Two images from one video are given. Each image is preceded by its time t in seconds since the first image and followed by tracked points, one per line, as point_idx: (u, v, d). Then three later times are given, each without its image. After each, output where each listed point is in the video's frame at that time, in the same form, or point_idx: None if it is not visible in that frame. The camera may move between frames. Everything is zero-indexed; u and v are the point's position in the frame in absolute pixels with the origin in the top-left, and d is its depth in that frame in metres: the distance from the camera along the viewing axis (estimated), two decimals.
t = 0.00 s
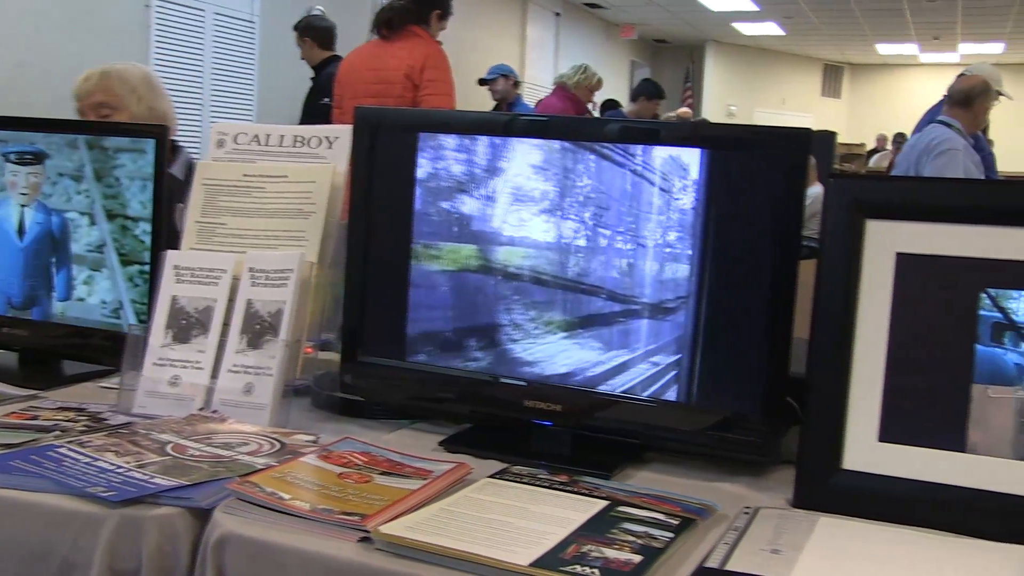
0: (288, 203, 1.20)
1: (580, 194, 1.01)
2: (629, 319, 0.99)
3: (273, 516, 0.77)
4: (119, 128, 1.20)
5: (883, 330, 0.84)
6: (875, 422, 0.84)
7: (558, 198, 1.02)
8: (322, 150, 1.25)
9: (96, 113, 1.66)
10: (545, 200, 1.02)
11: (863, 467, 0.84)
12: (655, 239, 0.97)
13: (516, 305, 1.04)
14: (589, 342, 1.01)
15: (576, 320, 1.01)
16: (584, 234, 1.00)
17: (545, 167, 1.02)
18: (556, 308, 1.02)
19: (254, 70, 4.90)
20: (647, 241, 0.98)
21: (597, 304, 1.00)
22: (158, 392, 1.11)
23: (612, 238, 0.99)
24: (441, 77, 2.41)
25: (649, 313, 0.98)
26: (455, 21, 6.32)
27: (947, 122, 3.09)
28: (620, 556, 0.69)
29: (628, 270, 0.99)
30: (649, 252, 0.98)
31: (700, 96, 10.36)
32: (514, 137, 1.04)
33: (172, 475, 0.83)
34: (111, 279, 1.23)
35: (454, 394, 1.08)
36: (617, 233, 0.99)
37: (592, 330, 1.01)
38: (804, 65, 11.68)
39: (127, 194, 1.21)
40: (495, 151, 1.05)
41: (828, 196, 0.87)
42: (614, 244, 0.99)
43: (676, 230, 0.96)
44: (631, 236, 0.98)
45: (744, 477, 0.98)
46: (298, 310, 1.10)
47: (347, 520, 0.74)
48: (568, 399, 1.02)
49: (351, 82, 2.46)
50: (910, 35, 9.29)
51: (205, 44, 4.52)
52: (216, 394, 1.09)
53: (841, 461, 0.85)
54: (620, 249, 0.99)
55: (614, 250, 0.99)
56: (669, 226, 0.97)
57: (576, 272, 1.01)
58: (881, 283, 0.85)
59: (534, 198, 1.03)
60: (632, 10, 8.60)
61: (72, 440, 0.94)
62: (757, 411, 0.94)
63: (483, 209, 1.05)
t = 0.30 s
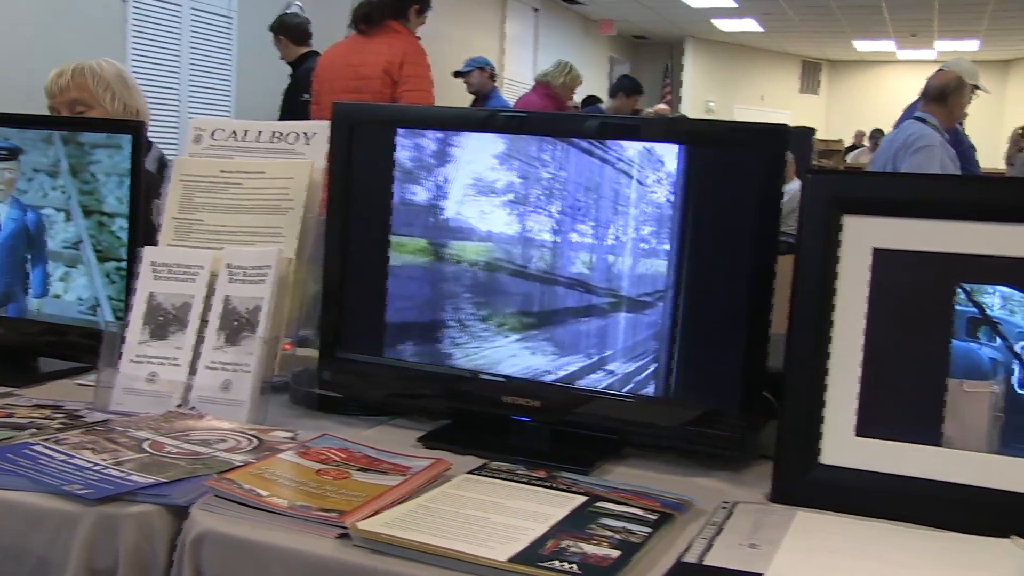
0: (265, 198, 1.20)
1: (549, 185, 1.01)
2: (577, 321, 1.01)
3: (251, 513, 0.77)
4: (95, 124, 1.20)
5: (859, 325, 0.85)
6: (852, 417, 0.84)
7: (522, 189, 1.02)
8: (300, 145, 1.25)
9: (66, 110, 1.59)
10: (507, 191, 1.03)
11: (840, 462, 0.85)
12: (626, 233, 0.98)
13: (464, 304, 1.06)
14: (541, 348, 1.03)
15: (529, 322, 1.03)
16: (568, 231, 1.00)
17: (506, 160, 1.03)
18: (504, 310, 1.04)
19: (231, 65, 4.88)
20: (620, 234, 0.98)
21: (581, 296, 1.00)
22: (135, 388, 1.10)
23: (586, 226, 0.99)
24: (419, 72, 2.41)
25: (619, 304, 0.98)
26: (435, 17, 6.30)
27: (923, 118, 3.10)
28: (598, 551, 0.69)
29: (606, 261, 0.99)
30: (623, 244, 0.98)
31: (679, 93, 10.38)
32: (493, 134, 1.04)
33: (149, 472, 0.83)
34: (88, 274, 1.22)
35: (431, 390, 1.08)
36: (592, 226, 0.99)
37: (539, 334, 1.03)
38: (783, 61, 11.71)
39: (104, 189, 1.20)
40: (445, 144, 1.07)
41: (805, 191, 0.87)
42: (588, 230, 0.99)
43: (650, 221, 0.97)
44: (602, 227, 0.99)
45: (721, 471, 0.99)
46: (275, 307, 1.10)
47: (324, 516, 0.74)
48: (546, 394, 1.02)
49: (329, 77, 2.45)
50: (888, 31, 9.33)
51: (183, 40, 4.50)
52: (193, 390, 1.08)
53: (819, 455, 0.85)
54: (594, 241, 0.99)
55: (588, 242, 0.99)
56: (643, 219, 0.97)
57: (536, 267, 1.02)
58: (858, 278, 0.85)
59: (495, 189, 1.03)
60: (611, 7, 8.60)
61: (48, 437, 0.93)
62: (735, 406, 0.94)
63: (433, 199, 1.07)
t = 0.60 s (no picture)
0: (243, 195, 1.19)
1: (518, 178, 1.01)
2: (522, 322, 1.02)
3: (229, 511, 0.76)
4: (71, 119, 1.18)
5: (837, 321, 0.85)
6: (830, 412, 0.85)
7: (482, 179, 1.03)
8: (279, 141, 1.24)
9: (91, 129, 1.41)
10: (468, 181, 1.03)
11: (818, 456, 0.85)
12: (604, 223, 0.98)
13: (408, 305, 1.08)
14: (488, 354, 1.05)
15: (478, 325, 1.04)
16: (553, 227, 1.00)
17: (465, 151, 1.04)
18: (455, 311, 1.05)
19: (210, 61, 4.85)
20: (593, 227, 0.98)
21: (550, 288, 1.00)
22: (113, 386, 1.10)
23: (557, 216, 1.00)
24: (399, 68, 2.40)
25: (587, 295, 0.99)
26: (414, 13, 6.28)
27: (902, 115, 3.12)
28: (578, 546, 0.69)
29: (589, 255, 0.99)
30: (598, 237, 0.98)
31: (659, 89, 10.39)
32: (473, 131, 1.04)
33: (127, 470, 0.83)
34: (65, 272, 1.22)
35: (412, 387, 1.08)
36: (564, 216, 0.99)
37: (487, 338, 1.04)
38: (763, 58, 11.74)
39: (80, 185, 1.19)
40: (402, 135, 1.07)
41: (783, 188, 0.87)
42: (560, 224, 0.99)
43: (626, 215, 0.97)
44: (579, 220, 0.99)
45: (701, 467, 0.99)
46: (254, 304, 1.10)
47: (303, 513, 0.74)
48: (526, 391, 1.02)
49: (308, 73, 2.44)
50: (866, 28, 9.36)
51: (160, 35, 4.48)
52: (172, 387, 1.08)
53: (797, 450, 0.86)
54: (567, 231, 0.99)
55: (561, 236, 1.00)
56: (618, 213, 0.97)
57: (498, 261, 1.02)
58: (836, 273, 0.85)
59: (456, 179, 1.04)
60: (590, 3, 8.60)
61: (24, 435, 0.93)
62: (713, 402, 0.94)
63: (383, 188, 1.09)
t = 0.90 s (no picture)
0: (222, 191, 1.19)
1: (482, 167, 1.02)
2: (465, 323, 1.04)
3: (208, 508, 0.76)
4: (48, 115, 1.18)
5: (816, 316, 0.86)
6: (808, 406, 0.85)
7: (440, 168, 1.04)
8: (257, 137, 1.24)
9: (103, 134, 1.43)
10: (428, 169, 1.05)
11: (797, 451, 0.85)
12: (582, 212, 0.98)
13: (350, 304, 1.10)
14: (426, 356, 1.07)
15: (424, 327, 1.06)
16: (525, 220, 1.00)
17: (424, 138, 1.05)
18: (399, 314, 1.08)
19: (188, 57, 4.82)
20: (566, 219, 0.99)
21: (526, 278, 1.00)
22: (90, 383, 1.09)
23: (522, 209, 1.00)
24: (379, 63, 2.40)
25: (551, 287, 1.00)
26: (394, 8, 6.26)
27: (880, 111, 3.13)
28: (557, 542, 0.69)
29: (570, 250, 0.99)
30: (572, 229, 0.98)
31: (639, 85, 10.40)
32: (452, 125, 1.03)
33: (104, 468, 0.82)
34: (41, 268, 1.21)
35: (390, 382, 1.08)
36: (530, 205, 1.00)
37: (448, 334, 1.05)
38: (743, 54, 11.76)
39: (57, 181, 1.19)
40: (373, 129, 1.08)
41: (762, 183, 0.87)
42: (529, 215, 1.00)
43: (601, 208, 0.97)
44: (554, 211, 0.99)
45: (680, 461, 0.99)
46: (233, 301, 1.09)
47: (282, 510, 0.74)
48: (506, 387, 1.02)
49: (286, 68, 2.43)
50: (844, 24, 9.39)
51: (137, 30, 4.47)
52: (150, 384, 1.07)
53: (775, 445, 0.86)
54: (539, 220, 0.99)
55: (529, 228, 1.00)
56: (591, 205, 0.97)
57: (453, 254, 1.03)
58: (815, 268, 0.86)
59: (416, 167, 1.05)
60: None
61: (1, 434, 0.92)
62: (692, 397, 0.95)
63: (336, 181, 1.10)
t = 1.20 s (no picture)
0: (199, 181, 1.18)
1: (456, 156, 1.02)
2: (402, 316, 1.06)
3: (186, 499, 0.76)
4: (22, 104, 1.17)
5: (794, 305, 0.86)
6: (786, 395, 0.86)
7: (399, 152, 1.05)
8: (235, 127, 1.23)
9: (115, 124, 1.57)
10: (386, 153, 1.05)
11: (775, 439, 0.86)
12: (555, 201, 0.98)
13: (292, 293, 1.12)
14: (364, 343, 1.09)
15: (364, 319, 1.08)
16: (486, 208, 1.00)
17: (386, 121, 1.06)
18: (338, 306, 1.09)
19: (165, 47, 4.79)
20: (537, 205, 0.99)
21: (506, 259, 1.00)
22: (66, 374, 1.08)
23: (488, 195, 1.00)
24: (357, 53, 2.39)
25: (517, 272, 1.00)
26: None
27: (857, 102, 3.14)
28: (536, 531, 0.69)
29: (553, 238, 0.98)
30: (545, 215, 0.98)
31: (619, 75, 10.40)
32: (432, 116, 1.03)
33: (81, 459, 0.82)
34: (16, 259, 1.20)
35: (369, 372, 1.07)
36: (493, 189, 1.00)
37: (397, 323, 1.06)
38: (723, 45, 11.78)
39: (32, 171, 1.18)
40: (348, 117, 1.08)
41: (741, 172, 0.87)
42: (491, 199, 1.00)
43: (577, 192, 0.97)
44: (525, 196, 0.99)
45: (660, 450, 1.00)
46: (211, 291, 1.09)
47: (262, 501, 0.73)
48: (484, 376, 1.02)
49: (264, 58, 2.42)
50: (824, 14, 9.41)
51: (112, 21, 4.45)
52: (127, 375, 1.07)
53: (754, 433, 0.86)
54: (509, 205, 1.00)
55: (494, 215, 1.00)
56: (558, 188, 0.98)
57: (402, 238, 1.05)
58: (793, 257, 0.86)
59: (373, 149, 1.06)
60: None
61: None
62: (671, 385, 0.95)
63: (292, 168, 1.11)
